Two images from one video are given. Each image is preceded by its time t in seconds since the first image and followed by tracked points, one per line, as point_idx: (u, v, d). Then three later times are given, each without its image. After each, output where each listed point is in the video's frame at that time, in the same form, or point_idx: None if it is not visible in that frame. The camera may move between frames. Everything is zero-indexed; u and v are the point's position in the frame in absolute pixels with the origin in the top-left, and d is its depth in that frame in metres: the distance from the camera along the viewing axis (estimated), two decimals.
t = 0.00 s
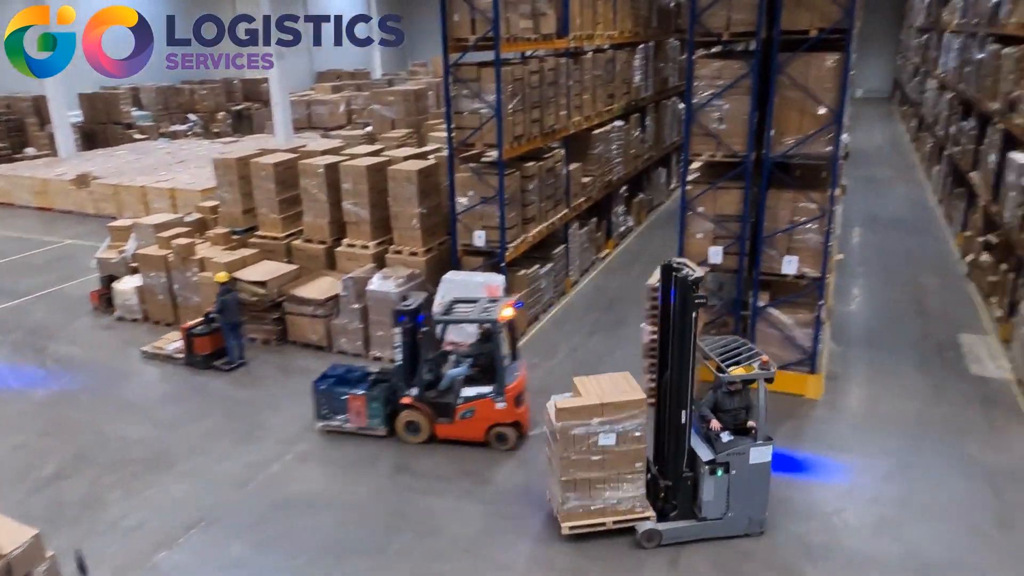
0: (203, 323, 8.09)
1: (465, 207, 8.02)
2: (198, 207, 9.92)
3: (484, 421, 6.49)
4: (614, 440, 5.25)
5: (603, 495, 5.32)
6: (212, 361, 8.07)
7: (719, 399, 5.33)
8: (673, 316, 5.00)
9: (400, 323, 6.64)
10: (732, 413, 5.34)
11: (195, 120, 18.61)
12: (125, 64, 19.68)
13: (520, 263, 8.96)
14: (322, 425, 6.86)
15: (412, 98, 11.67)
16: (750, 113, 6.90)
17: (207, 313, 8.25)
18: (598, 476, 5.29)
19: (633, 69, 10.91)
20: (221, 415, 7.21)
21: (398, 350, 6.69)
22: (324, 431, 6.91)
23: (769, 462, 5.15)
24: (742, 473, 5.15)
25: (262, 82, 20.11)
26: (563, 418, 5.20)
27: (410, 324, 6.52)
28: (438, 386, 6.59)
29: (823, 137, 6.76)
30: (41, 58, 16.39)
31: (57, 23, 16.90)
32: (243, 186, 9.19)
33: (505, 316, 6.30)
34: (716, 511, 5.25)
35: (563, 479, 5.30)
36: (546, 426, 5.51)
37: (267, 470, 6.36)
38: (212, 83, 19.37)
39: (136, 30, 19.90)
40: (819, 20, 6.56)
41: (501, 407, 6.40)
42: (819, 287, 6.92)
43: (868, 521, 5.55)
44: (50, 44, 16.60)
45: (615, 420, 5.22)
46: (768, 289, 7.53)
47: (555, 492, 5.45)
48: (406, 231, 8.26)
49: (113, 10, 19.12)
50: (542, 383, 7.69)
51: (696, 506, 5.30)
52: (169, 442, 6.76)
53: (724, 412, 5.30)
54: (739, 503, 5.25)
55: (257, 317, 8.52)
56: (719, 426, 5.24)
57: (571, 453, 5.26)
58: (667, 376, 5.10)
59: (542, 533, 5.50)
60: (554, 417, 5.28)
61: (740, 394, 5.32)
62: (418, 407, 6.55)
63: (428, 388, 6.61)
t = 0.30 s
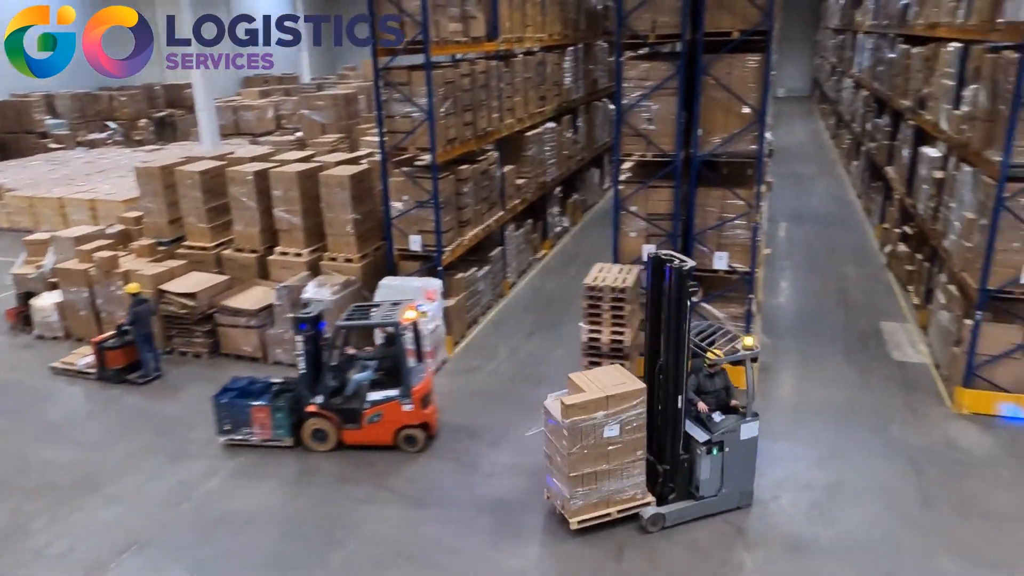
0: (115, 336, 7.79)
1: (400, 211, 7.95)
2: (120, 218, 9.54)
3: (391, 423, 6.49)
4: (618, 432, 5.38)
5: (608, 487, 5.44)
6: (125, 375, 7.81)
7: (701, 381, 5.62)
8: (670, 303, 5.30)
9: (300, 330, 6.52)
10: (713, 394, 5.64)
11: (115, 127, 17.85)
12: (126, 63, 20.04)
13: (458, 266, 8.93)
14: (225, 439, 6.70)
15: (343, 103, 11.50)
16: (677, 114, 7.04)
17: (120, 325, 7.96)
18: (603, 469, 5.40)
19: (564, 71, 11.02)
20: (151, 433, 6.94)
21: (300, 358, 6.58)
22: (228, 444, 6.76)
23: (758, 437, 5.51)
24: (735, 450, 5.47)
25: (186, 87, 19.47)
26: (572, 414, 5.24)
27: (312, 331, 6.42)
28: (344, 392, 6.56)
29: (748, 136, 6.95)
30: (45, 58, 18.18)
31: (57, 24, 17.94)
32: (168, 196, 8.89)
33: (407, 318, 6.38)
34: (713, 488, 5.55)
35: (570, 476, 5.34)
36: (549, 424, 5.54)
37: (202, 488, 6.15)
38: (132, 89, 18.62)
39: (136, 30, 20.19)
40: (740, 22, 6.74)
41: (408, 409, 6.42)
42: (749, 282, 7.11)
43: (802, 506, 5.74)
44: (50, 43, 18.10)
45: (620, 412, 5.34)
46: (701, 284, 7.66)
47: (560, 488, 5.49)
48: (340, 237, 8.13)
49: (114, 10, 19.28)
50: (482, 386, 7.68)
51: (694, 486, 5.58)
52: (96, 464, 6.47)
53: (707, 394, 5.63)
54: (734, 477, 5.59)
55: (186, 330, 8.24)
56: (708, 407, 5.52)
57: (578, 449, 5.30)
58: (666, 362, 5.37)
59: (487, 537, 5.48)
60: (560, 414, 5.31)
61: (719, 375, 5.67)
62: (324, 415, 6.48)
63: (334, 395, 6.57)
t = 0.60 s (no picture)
0: (10, 349, 7.41)
1: (329, 213, 7.80)
2: (30, 227, 9.05)
3: (282, 429, 6.35)
4: (619, 409, 5.56)
5: (612, 464, 5.63)
6: (24, 390, 7.45)
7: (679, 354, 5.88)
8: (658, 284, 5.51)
9: (181, 341, 6.18)
10: (688, 364, 5.94)
11: (22, 132, 16.89)
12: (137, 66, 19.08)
13: (390, 266, 8.84)
14: (106, 457, 6.36)
15: (266, 103, 11.20)
16: (604, 109, 7.12)
17: (16, 338, 7.58)
18: (608, 447, 5.57)
19: (491, 69, 11.03)
20: (72, 452, 6.61)
21: (183, 369, 6.27)
22: (109, 463, 6.42)
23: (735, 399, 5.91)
24: (718, 414, 5.84)
25: (99, 89, 18.63)
26: (580, 397, 5.34)
27: (193, 341, 6.12)
28: (231, 401, 6.38)
29: (672, 130, 7.09)
30: (45, 59, 18.82)
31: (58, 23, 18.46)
32: (83, 203, 8.48)
33: (294, 321, 6.36)
34: (699, 453, 5.90)
35: (581, 457, 5.46)
36: (550, 409, 5.61)
37: (131, 505, 5.91)
38: (39, 92, 17.66)
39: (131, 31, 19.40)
40: (662, 19, 6.87)
41: (299, 413, 6.31)
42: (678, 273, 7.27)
43: (737, 488, 5.91)
44: (51, 44, 18.63)
45: (621, 390, 5.52)
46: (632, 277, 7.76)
47: (566, 472, 5.60)
48: (268, 241, 7.93)
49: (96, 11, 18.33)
50: (419, 386, 7.63)
51: (682, 453, 5.90)
52: (12, 487, 6.12)
53: (684, 366, 5.93)
54: (717, 440, 5.98)
55: (106, 342, 7.88)
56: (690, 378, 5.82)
57: (587, 431, 5.42)
58: (656, 340, 5.57)
59: (430, 538, 5.45)
60: (567, 400, 5.39)
61: (691, 347, 5.99)
62: (211, 425, 6.28)
63: (220, 404, 6.37)
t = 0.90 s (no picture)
0: None
1: (264, 215, 7.62)
2: None
3: (177, 441, 6.13)
4: (608, 386, 5.82)
5: (604, 438, 5.91)
6: None
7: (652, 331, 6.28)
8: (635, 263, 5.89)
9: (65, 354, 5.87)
10: (659, 339, 6.35)
11: None
12: (127, 63, 19.06)
13: (329, 268, 8.70)
14: None
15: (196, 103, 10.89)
16: (541, 108, 7.15)
17: None
18: (600, 422, 5.84)
19: (428, 68, 10.99)
20: None
21: (67, 384, 5.99)
22: None
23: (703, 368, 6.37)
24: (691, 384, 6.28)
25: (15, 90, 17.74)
26: (575, 377, 5.54)
27: (78, 354, 5.80)
28: (120, 415, 6.17)
29: (609, 128, 7.17)
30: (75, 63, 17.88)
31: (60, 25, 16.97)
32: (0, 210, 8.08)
33: (186, 330, 6.01)
34: (675, 422, 6.30)
35: (578, 434, 5.68)
36: (543, 391, 5.79)
37: (60, 524, 5.66)
38: None
39: (135, 30, 19.22)
40: (596, 18, 6.94)
41: (193, 424, 6.11)
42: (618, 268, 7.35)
43: (681, 478, 6.02)
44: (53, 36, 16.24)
45: (610, 368, 5.79)
46: (573, 273, 7.78)
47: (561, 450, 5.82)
48: (201, 245, 7.71)
49: (113, 10, 18.69)
50: (362, 389, 7.53)
51: (661, 424, 6.28)
52: None
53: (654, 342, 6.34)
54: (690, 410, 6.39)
55: (29, 354, 7.54)
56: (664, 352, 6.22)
57: (584, 408, 5.66)
58: (636, 319, 5.95)
59: (376, 542, 5.39)
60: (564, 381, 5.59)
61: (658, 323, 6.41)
62: (99, 440, 6.02)
63: (109, 418, 6.14)
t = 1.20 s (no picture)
0: None
1: (203, 219, 7.43)
2: None
3: (67, 461, 5.86)
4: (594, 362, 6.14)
5: (591, 413, 6.24)
6: None
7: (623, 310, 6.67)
8: (610, 246, 6.24)
9: None
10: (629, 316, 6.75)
11: None
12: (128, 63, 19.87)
13: (272, 272, 8.53)
14: None
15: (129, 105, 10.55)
16: (485, 106, 7.15)
17: None
18: (590, 397, 6.16)
19: (369, 67, 10.90)
20: None
21: None
22: None
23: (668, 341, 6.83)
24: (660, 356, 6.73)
25: None
26: (568, 356, 5.82)
27: None
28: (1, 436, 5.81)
29: (553, 126, 7.19)
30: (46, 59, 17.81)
31: (58, 24, 18.02)
32: None
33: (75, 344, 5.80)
34: (649, 393, 6.73)
35: (570, 409, 5.98)
36: (535, 371, 6.04)
37: None
38: None
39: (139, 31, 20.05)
40: (537, 17, 6.96)
41: (83, 442, 5.84)
42: (565, 265, 7.40)
43: (632, 471, 6.09)
44: (51, 43, 17.85)
45: (596, 344, 6.11)
46: (521, 271, 7.79)
47: (554, 428, 6.11)
48: (138, 251, 7.46)
49: (115, 10, 19.56)
50: (310, 393, 7.41)
51: (636, 397, 6.68)
52: None
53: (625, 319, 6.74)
54: (659, 382, 6.83)
55: None
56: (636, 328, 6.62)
57: (575, 384, 5.96)
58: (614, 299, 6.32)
59: (328, 549, 5.30)
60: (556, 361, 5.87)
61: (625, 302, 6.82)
62: None
63: None
